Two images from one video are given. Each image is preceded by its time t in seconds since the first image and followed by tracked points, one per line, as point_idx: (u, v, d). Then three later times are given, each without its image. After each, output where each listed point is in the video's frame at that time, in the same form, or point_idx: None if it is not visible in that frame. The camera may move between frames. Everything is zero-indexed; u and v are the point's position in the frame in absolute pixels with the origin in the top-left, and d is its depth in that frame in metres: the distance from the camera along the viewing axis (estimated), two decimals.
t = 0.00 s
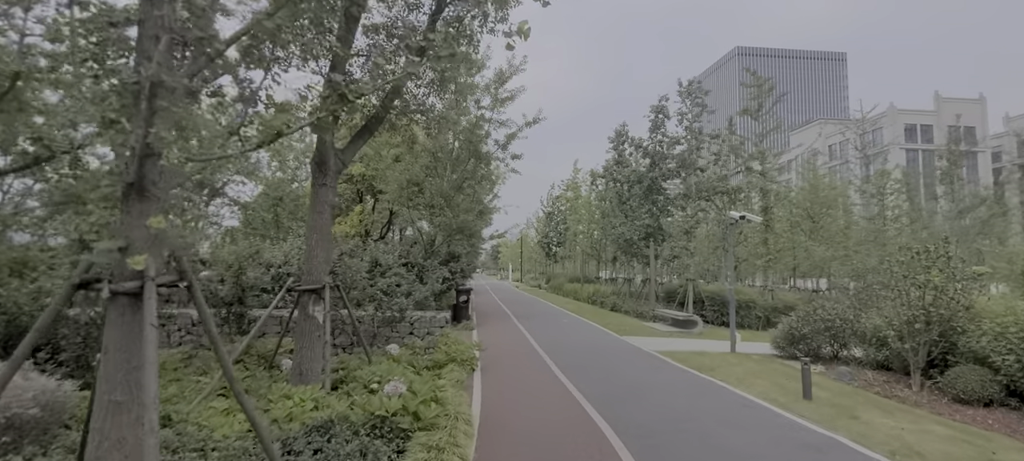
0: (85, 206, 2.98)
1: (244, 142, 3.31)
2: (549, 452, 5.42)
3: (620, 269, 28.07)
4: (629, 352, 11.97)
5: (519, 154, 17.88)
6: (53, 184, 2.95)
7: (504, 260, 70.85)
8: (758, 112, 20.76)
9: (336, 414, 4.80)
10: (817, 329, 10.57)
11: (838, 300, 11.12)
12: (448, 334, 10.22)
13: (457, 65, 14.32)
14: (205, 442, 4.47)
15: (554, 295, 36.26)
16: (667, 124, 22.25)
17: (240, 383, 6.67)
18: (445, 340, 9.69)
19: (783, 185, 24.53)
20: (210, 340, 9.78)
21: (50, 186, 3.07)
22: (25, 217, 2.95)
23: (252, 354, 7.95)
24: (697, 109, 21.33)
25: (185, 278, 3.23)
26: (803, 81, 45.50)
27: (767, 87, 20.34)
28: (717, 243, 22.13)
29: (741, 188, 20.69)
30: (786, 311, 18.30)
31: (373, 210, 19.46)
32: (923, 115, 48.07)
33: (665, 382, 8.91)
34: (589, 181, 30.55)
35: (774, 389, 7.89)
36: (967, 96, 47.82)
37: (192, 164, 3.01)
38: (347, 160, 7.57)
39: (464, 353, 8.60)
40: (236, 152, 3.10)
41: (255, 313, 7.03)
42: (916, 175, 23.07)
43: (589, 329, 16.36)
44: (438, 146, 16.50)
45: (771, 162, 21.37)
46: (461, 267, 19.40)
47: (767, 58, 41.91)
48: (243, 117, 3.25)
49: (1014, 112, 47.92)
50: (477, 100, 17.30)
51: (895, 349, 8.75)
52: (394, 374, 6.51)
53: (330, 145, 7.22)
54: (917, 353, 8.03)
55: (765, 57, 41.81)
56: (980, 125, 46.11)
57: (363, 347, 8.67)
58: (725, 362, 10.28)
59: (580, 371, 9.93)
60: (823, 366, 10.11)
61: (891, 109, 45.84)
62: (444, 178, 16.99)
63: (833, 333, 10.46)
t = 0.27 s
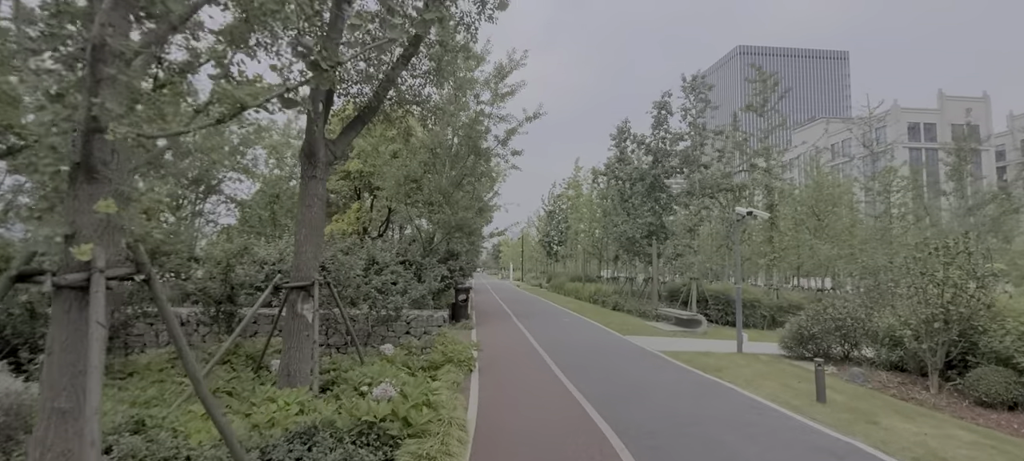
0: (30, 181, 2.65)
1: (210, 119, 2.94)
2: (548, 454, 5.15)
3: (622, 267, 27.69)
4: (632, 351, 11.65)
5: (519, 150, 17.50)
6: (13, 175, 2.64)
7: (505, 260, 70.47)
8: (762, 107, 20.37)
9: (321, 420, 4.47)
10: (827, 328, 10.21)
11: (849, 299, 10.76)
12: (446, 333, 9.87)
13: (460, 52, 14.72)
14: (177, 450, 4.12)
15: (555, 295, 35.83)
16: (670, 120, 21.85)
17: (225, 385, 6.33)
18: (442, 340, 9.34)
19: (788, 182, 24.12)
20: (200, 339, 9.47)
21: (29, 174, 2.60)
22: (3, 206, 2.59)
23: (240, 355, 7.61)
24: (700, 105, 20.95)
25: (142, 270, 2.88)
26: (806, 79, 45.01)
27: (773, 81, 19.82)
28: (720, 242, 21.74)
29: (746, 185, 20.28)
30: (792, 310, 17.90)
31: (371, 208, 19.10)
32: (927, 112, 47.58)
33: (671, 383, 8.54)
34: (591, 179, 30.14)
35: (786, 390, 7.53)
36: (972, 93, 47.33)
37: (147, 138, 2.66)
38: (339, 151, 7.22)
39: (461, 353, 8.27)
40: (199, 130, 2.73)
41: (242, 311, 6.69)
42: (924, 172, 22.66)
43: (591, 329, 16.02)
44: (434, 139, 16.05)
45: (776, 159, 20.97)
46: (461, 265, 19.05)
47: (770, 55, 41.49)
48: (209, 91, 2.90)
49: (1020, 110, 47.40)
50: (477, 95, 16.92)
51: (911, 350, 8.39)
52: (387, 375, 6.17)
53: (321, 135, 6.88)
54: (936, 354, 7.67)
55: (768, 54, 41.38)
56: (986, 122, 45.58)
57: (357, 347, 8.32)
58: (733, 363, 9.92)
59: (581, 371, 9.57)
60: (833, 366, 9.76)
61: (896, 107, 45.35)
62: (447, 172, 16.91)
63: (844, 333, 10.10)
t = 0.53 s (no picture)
0: None
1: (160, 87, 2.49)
2: None
3: (623, 267, 27.30)
4: (635, 354, 11.27)
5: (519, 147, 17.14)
6: None
7: (506, 259, 70.11)
8: (767, 104, 19.98)
9: (300, 435, 4.10)
10: (839, 330, 9.82)
11: (860, 300, 10.38)
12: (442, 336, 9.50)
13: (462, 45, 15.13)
14: None
15: (555, 294, 35.49)
16: (672, 117, 21.49)
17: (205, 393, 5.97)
18: (438, 343, 8.98)
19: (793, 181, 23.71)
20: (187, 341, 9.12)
21: None
22: None
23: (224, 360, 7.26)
24: (704, 101, 20.55)
25: (81, 271, 2.49)
26: (810, 77, 44.53)
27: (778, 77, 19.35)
28: (724, 241, 21.35)
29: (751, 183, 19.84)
30: (797, 311, 17.55)
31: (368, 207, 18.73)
32: (932, 111, 47.07)
33: (675, 388, 8.14)
34: (592, 177, 29.77)
35: (799, 397, 7.15)
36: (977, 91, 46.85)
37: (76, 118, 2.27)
38: (326, 146, 6.88)
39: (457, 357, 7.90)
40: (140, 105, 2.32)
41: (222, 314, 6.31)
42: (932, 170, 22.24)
43: (592, 329, 15.65)
44: (432, 134, 16.11)
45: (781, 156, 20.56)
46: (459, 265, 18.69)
47: (773, 53, 41.06)
48: (157, 66, 2.52)
49: None
50: (475, 91, 16.58)
51: (929, 353, 8.01)
52: (376, 382, 5.81)
53: (308, 128, 6.54)
54: (957, 359, 7.29)
55: (772, 52, 40.96)
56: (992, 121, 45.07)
57: (347, 351, 7.96)
58: (739, 366, 9.54)
59: (581, 375, 9.18)
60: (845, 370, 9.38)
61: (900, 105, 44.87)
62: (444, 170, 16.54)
63: (856, 335, 9.71)
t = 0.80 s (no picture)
0: None
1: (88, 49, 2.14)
2: None
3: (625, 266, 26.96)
4: (638, 353, 10.91)
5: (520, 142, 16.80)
6: None
7: (507, 258, 69.82)
8: (772, 99, 19.61)
9: (274, 443, 3.74)
10: (851, 329, 9.44)
11: (873, 298, 10.00)
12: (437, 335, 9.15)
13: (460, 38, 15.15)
14: None
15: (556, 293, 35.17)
16: (675, 112, 21.13)
17: (182, 396, 5.62)
18: (433, 343, 8.63)
19: (798, 177, 23.34)
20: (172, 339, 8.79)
21: None
22: None
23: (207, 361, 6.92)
24: (708, 96, 20.18)
25: None
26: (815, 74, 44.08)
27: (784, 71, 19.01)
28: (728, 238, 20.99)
29: (756, 179, 19.49)
30: (803, 310, 17.24)
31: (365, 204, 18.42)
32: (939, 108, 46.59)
33: (680, 389, 7.76)
34: (593, 175, 29.42)
35: (813, 399, 6.76)
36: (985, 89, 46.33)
37: None
38: (313, 135, 6.52)
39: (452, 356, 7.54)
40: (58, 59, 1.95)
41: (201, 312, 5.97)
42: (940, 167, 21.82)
43: (594, 328, 15.30)
44: (429, 130, 16.07)
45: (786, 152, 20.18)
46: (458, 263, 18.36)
47: (778, 49, 40.64)
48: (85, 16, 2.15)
49: None
50: (475, 84, 16.22)
51: (948, 353, 7.64)
52: (364, 384, 5.45)
53: (293, 115, 6.18)
54: (979, 359, 6.93)
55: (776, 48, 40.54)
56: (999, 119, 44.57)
57: (337, 350, 7.60)
58: (746, 366, 9.16)
59: (581, 375, 8.81)
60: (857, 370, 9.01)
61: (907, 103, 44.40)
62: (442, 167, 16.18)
63: (869, 334, 9.33)
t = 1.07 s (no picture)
0: None
1: None
2: None
3: (627, 265, 26.60)
4: (642, 355, 10.54)
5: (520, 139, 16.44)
6: None
7: (508, 258, 69.54)
8: (778, 95, 19.24)
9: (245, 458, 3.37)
10: (864, 331, 9.06)
11: (886, 299, 9.62)
12: (433, 337, 8.78)
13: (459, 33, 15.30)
14: None
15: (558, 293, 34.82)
16: (679, 109, 20.75)
17: (156, 405, 5.25)
18: (428, 346, 8.26)
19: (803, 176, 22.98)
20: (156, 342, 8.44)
21: None
22: None
23: (188, 365, 6.57)
24: (712, 92, 19.81)
25: None
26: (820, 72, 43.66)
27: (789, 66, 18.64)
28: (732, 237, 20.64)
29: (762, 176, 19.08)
30: (810, 310, 16.92)
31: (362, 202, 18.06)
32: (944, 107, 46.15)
33: (686, 395, 7.39)
34: (595, 173, 29.04)
35: (829, 407, 6.38)
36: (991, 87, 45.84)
37: None
38: (299, 126, 6.18)
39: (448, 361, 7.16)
40: None
41: (179, 314, 5.61)
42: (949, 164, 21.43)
43: (596, 329, 14.93)
44: (428, 127, 15.73)
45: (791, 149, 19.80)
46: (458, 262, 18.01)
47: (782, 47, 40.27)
48: None
49: None
50: (474, 79, 15.84)
51: (970, 357, 7.27)
52: (351, 391, 5.09)
53: (277, 105, 5.83)
54: (1004, 364, 6.56)
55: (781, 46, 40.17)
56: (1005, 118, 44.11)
57: (327, 354, 7.24)
58: (755, 369, 8.78)
59: (582, 379, 8.44)
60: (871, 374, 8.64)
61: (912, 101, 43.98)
62: (440, 164, 15.85)
63: (883, 336, 8.95)
